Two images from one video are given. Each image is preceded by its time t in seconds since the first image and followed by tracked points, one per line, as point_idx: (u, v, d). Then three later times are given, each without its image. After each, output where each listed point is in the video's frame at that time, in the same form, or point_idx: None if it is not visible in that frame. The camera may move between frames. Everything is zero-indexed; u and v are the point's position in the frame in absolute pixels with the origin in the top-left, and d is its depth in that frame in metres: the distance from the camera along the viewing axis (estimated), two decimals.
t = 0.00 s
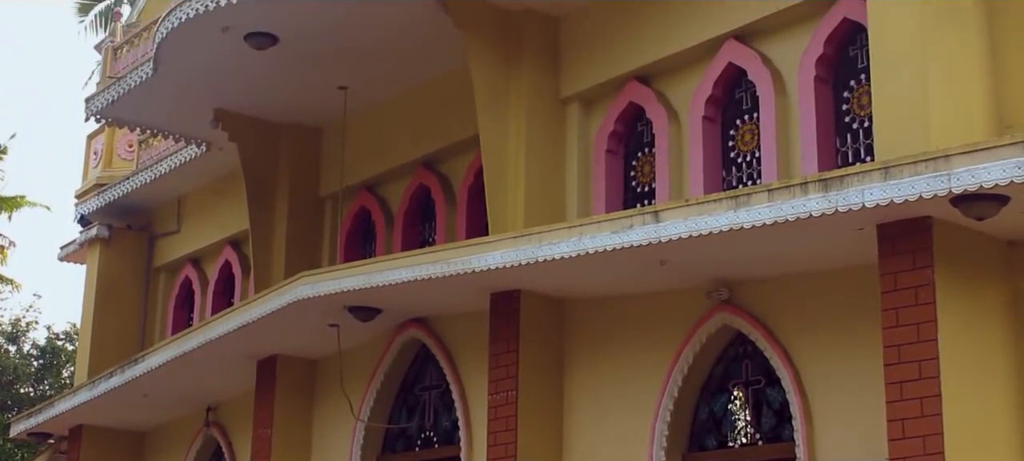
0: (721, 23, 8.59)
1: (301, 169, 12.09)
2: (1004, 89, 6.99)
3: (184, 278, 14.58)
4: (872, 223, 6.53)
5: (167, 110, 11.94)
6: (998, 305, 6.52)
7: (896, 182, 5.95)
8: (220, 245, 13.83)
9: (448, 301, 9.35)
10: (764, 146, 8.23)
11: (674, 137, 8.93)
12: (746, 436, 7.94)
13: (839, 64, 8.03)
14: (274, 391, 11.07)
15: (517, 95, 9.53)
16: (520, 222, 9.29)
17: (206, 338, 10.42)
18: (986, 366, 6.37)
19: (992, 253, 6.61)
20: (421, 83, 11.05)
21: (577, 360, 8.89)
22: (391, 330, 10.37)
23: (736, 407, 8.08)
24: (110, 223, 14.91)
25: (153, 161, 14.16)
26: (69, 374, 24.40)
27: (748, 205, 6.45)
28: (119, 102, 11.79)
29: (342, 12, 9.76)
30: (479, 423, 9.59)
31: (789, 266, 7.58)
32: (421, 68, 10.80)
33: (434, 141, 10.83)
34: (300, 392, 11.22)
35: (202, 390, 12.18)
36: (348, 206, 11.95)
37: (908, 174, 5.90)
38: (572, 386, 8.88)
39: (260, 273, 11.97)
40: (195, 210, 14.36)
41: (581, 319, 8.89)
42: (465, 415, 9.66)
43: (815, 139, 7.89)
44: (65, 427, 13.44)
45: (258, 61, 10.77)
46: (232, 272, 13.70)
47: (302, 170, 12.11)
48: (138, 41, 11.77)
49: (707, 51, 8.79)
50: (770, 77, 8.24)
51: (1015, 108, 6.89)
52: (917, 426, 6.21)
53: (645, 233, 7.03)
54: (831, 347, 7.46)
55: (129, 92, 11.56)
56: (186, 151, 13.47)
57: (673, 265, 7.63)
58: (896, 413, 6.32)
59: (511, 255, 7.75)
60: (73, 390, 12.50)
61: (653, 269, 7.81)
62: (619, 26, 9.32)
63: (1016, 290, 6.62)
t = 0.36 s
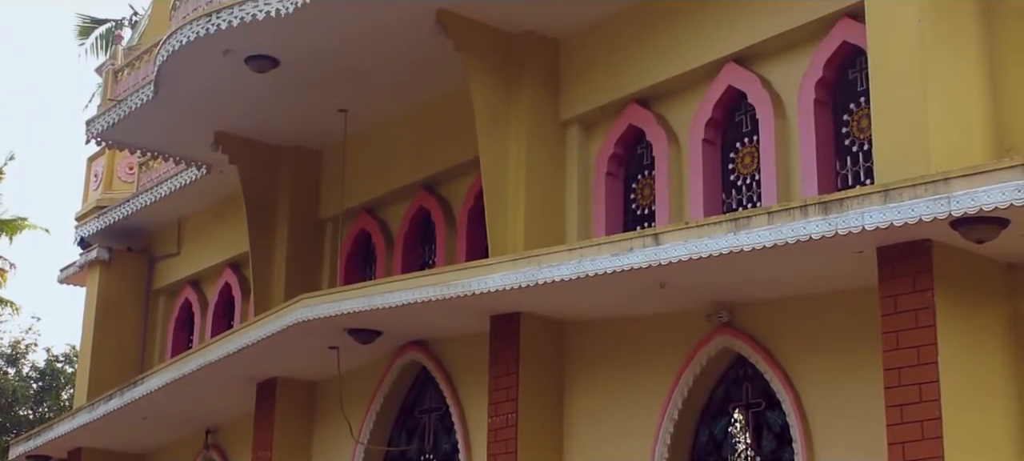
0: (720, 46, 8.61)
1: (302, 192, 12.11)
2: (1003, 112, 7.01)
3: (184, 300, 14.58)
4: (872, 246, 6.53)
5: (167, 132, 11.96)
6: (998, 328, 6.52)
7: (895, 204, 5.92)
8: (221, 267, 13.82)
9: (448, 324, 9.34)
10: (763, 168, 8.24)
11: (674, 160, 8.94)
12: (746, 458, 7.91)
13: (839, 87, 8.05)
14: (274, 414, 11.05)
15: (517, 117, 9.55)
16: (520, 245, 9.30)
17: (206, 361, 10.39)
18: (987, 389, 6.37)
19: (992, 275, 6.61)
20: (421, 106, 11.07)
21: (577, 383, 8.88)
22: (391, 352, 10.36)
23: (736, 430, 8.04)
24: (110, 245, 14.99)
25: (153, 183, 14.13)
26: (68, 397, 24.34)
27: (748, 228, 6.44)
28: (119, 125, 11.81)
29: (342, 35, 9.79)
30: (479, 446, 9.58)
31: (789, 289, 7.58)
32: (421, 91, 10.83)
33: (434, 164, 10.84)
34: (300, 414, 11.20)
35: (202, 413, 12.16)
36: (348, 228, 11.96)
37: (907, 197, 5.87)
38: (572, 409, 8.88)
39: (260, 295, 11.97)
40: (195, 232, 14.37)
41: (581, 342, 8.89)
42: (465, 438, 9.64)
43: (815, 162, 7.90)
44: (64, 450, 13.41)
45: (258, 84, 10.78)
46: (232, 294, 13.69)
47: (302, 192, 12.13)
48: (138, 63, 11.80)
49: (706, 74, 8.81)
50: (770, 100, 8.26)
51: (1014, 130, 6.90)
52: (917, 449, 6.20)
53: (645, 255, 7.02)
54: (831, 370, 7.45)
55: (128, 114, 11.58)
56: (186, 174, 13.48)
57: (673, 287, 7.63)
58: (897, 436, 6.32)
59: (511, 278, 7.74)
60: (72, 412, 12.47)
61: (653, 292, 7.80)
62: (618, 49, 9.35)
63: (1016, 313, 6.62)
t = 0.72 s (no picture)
0: (720, 69, 8.62)
1: (301, 215, 12.11)
2: (1002, 136, 7.02)
3: (183, 322, 14.56)
4: (871, 269, 6.52)
5: (168, 156, 11.99)
6: (998, 351, 6.51)
7: (895, 228, 5.90)
8: (221, 290, 13.80)
9: (448, 347, 9.32)
10: (763, 192, 8.24)
11: (674, 183, 8.94)
12: None
13: (839, 110, 8.05)
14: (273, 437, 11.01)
15: (518, 140, 9.56)
16: (520, 268, 9.29)
17: (205, 383, 10.35)
18: (987, 412, 6.35)
19: (992, 299, 6.60)
20: (421, 129, 11.08)
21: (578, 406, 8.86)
22: (391, 375, 10.32)
23: (736, 454, 8.00)
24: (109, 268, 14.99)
25: (153, 206, 14.11)
26: (66, 420, 24.26)
27: (748, 251, 6.43)
28: (119, 147, 11.83)
29: (343, 59, 9.81)
30: None
31: (789, 313, 7.56)
32: (421, 114, 10.84)
33: (434, 187, 10.84)
34: (299, 438, 11.16)
35: (201, 436, 12.12)
36: (348, 251, 11.97)
37: (907, 220, 5.85)
38: (572, 433, 8.84)
39: (259, 318, 11.95)
40: (195, 255, 14.36)
41: (581, 365, 8.87)
42: None
43: (815, 185, 7.89)
44: None
45: (259, 107, 10.80)
46: (231, 317, 13.67)
47: (302, 215, 12.13)
48: (139, 86, 11.82)
49: (706, 98, 8.82)
50: (770, 124, 8.26)
51: (1014, 154, 6.93)
52: None
53: (645, 278, 7.01)
54: (831, 393, 7.42)
55: (128, 137, 11.61)
56: (186, 196, 13.47)
57: (673, 310, 7.61)
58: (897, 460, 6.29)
59: (511, 301, 7.73)
60: (70, 435, 12.41)
61: (653, 315, 7.79)
62: (618, 72, 9.37)
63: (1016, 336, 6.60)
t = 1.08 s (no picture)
0: (719, 92, 8.63)
1: (302, 238, 12.12)
2: (1001, 159, 7.03)
3: (183, 345, 14.54)
4: (871, 292, 6.51)
5: (168, 179, 12.00)
6: (998, 375, 6.50)
7: (895, 251, 5.88)
8: (221, 312, 13.77)
9: (448, 370, 9.30)
10: (763, 214, 8.24)
11: (674, 206, 8.95)
12: None
13: (839, 133, 8.06)
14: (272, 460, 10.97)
15: (518, 163, 9.58)
16: (520, 290, 9.28)
17: (205, 406, 10.32)
18: (988, 436, 6.33)
19: (992, 322, 6.59)
20: (421, 151, 11.09)
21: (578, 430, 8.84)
22: (391, 397, 10.30)
23: None
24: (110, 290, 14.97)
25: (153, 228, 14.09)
26: (65, 442, 24.20)
27: (748, 274, 6.41)
28: (120, 170, 11.85)
29: (343, 81, 9.82)
30: None
31: (789, 336, 7.55)
32: (422, 137, 10.86)
33: (434, 210, 10.84)
34: None
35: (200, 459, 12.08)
36: (348, 273, 11.97)
37: (907, 243, 5.83)
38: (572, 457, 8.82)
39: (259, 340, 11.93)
40: (195, 278, 14.36)
41: (581, 388, 8.85)
42: None
43: (815, 207, 7.89)
44: None
45: (259, 130, 10.82)
46: (231, 339, 13.64)
47: (302, 237, 12.14)
48: (139, 108, 11.84)
49: (706, 121, 8.83)
50: (770, 147, 8.27)
51: (1014, 177, 6.93)
52: None
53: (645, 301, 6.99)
54: (832, 417, 7.39)
55: (129, 160, 11.62)
56: (186, 219, 13.47)
57: (672, 333, 7.60)
58: None
59: (511, 324, 7.72)
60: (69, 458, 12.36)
61: (653, 339, 7.78)
62: (618, 96, 9.39)
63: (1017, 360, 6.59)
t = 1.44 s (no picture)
0: (719, 120, 8.64)
1: (302, 266, 12.12)
2: (1001, 186, 7.03)
3: (183, 372, 14.51)
4: (871, 320, 6.49)
5: (169, 206, 12.01)
6: (999, 403, 6.47)
7: (895, 278, 5.85)
8: (220, 339, 13.74)
9: (448, 398, 9.27)
10: (763, 242, 8.23)
11: (675, 234, 8.95)
12: None
13: (839, 161, 8.07)
14: None
15: (518, 190, 9.58)
16: (520, 318, 9.26)
17: (204, 433, 10.29)
18: None
19: (992, 349, 6.57)
20: (421, 178, 11.10)
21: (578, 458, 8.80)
22: (391, 424, 10.27)
23: None
24: (110, 317, 14.95)
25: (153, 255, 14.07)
26: None
27: (748, 301, 6.40)
28: (120, 197, 11.86)
29: (343, 109, 9.83)
30: None
31: (789, 365, 7.53)
32: (421, 164, 10.87)
33: (434, 237, 10.84)
34: None
35: None
36: (348, 300, 11.97)
37: (907, 270, 5.80)
38: None
39: (259, 367, 11.91)
40: (195, 305, 14.34)
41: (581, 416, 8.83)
42: None
43: (815, 235, 7.89)
44: None
45: (259, 157, 10.83)
46: (231, 367, 13.61)
47: (302, 265, 12.14)
48: (140, 136, 11.86)
49: (706, 148, 8.84)
50: (770, 175, 8.28)
51: (1013, 204, 6.92)
52: None
53: (645, 329, 6.98)
54: (832, 446, 7.36)
55: (129, 187, 11.63)
56: (186, 245, 13.45)
57: (672, 361, 7.58)
58: None
59: (511, 351, 7.70)
60: None
61: (653, 366, 7.75)
62: (618, 123, 9.40)
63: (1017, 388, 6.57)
